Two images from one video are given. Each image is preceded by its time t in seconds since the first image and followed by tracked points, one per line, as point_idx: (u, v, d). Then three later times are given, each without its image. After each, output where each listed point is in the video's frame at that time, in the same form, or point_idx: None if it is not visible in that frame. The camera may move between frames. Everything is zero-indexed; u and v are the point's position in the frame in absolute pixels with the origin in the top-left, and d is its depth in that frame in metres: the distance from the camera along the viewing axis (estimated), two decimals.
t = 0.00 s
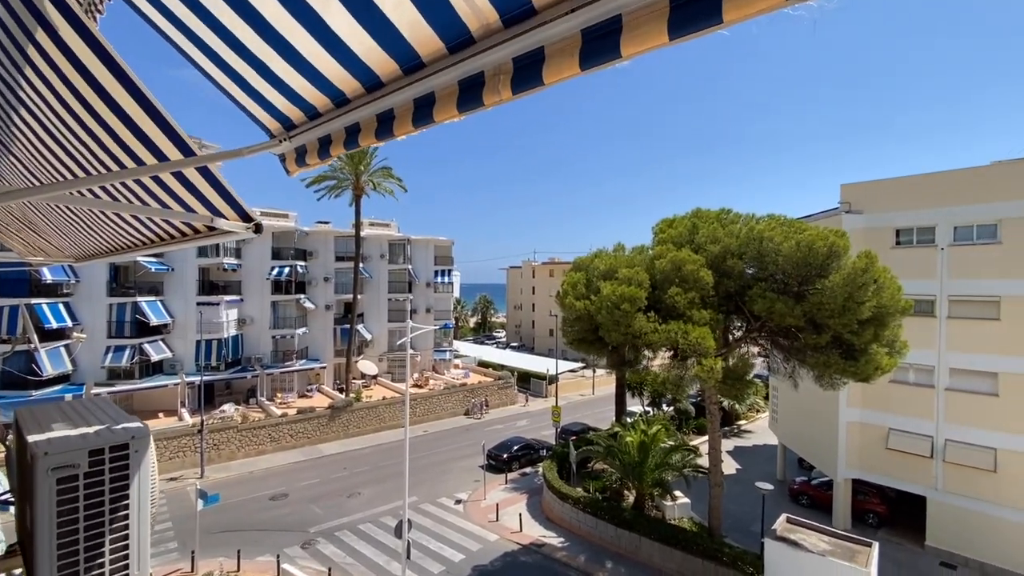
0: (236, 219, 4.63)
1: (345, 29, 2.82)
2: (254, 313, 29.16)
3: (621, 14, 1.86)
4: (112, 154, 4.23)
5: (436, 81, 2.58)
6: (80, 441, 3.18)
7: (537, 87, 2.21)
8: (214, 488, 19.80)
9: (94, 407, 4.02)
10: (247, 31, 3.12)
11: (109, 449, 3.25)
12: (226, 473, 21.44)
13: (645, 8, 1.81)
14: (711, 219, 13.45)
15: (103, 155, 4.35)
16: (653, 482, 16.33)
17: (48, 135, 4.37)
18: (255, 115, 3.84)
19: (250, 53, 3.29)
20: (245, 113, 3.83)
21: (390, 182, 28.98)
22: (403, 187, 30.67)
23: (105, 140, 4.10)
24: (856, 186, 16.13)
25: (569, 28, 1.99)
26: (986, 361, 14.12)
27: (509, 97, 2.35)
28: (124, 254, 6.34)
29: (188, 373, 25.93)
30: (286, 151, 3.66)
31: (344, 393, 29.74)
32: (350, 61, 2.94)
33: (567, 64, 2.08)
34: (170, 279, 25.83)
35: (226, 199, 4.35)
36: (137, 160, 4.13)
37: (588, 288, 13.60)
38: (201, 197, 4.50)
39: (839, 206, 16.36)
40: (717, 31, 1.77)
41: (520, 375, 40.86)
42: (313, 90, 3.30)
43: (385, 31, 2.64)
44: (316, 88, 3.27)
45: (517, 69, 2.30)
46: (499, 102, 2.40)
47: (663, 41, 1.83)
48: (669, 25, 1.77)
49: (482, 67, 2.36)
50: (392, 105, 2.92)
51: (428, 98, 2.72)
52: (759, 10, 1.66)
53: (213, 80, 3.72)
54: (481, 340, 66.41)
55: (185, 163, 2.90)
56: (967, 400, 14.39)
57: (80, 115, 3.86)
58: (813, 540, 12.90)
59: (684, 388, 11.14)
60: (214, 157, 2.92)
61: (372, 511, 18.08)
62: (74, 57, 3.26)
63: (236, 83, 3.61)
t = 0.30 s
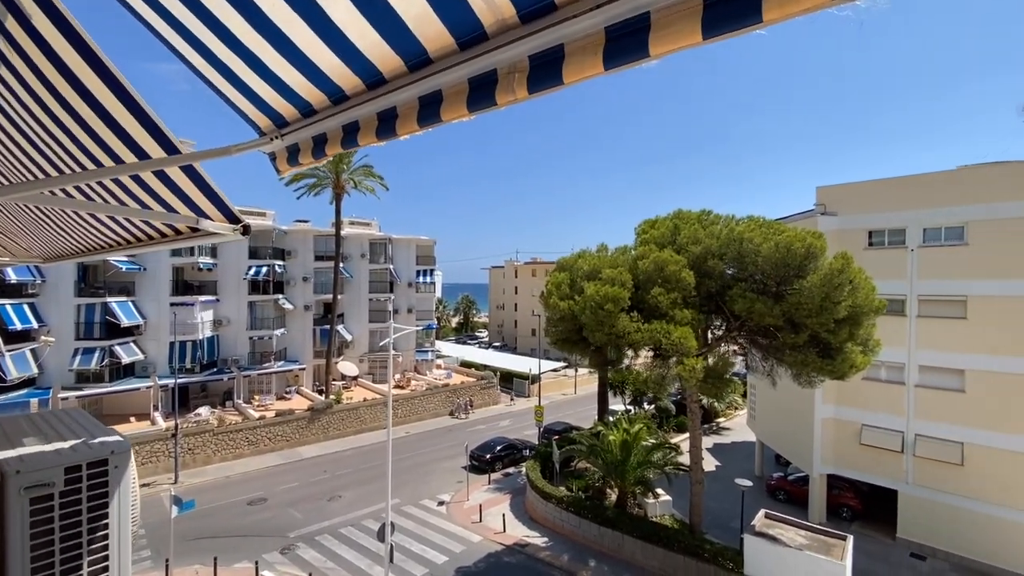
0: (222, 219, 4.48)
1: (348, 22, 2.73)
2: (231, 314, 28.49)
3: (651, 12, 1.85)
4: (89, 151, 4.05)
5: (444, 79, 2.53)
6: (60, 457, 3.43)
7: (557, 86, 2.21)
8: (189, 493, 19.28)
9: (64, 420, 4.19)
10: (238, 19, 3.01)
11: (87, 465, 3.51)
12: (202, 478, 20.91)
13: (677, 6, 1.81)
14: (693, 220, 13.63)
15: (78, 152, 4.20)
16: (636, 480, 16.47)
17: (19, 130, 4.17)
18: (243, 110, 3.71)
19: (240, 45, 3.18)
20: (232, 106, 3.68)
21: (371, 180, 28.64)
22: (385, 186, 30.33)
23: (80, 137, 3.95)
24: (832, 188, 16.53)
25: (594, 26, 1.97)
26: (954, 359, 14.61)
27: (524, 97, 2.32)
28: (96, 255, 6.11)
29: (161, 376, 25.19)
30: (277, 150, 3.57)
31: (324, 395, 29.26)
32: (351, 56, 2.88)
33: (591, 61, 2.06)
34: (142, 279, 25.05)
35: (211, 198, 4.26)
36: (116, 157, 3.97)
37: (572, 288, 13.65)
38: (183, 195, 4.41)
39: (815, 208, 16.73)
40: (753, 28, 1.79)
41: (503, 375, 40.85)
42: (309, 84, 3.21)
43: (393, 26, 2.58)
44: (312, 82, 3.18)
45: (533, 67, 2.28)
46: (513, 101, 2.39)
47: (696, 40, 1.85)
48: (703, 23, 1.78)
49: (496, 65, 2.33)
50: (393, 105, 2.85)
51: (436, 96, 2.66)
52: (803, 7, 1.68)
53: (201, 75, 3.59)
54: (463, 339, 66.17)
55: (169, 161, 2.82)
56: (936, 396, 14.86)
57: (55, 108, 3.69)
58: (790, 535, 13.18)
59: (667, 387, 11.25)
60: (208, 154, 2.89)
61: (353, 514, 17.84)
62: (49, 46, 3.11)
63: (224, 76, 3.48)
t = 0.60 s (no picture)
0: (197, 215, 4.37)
1: (343, 9, 2.78)
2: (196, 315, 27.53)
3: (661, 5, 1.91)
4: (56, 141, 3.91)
5: (441, 70, 2.55)
6: (20, 469, 3.58)
7: (564, 78, 2.23)
8: (152, 502, 18.54)
9: (23, 428, 4.29)
10: (225, 8, 3.02)
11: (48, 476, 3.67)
12: (165, 486, 20.14)
13: None
14: (666, 222, 13.87)
15: (45, 130, 4.10)
16: (610, 477, 16.66)
17: None
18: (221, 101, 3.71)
19: (224, 32, 3.21)
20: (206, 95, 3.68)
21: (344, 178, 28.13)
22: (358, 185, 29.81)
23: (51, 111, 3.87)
24: (797, 192, 17.07)
25: (604, 17, 2.00)
26: (911, 355, 15.30)
27: (527, 89, 2.34)
28: (51, 253, 5.82)
29: (121, 380, 24.13)
30: (257, 143, 3.64)
31: (294, 397, 28.58)
32: (342, 44, 2.90)
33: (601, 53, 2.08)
34: (101, 278, 23.95)
35: (183, 192, 4.23)
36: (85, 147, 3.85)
37: (549, 288, 13.71)
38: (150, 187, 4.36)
39: (781, 210, 17.24)
40: (771, 21, 1.83)
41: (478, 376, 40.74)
42: (293, 71, 3.23)
43: (389, 12, 2.58)
44: (298, 70, 3.20)
45: (537, 58, 2.30)
46: (514, 93, 2.40)
47: (711, 31, 1.91)
48: (719, 15, 1.83)
49: (498, 56, 2.35)
50: (385, 95, 2.88)
51: (432, 86, 2.67)
52: (818, 3, 1.74)
53: (179, 64, 3.55)
54: (438, 340, 65.68)
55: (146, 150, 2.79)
56: (894, 391, 15.56)
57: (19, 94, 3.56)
58: (759, 528, 13.57)
59: (641, 385, 11.41)
60: (179, 145, 3.08)
61: (325, 519, 17.50)
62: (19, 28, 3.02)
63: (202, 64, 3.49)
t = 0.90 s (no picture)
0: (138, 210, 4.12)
1: None
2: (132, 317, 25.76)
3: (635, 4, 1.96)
4: None
5: (407, 61, 2.55)
6: None
7: (535, 73, 2.28)
8: (81, 519, 17.17)
9: None
10: None
11: None
12: (97, 501, 18.72)
13: None
14: (621, 223, 14.23)
15: None
16: (567, 474, 16.89)
17: None
18: (164, 87, 3.53)
19: (170, 15, 3.05)
20: (148, 81, 3.50)
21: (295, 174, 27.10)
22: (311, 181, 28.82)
23: None
24: (742, 196, 17.96)
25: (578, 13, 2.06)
26: (844, 350, 16.40)
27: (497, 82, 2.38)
28: None
29: (45, 389, 22.21)
30: (205, 133, 3.48)
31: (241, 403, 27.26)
32: (300, 32, 2.84)
33: (574, 48, 2.14)
34: (21, 277, 21.97)
35: (121, 185, 3.98)
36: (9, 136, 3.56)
37: (507, 288, 13.77)
38: (82, 178, 4.11)
39: (728, 214, 18.11)
40: (741, 24, 1.92)
41: (435, 376, 40.33)
42: (249, 59, 3.12)
43: None
44: (254, 57, 3.10)
45: (508, 51, 2.33)
46: (485, 86, 2.45)
47: (684, 31, 1.98)
48: (693, 16, 1.91)
49: (467, 48, 2.36)
50: (348, 86, 2.83)
51: (399, 77, 2.66)
52: (792, 6, 1.81)
53: (118, 48, 3.35)
54: (394, 341, 64.47)
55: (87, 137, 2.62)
56: (829, 384, 16.62)
57: None
58: (708, 517, 14.18)
59: (597, 382, 11.69)
60: (118, 132, 2.91)
61: (276, 528, 16.81)
62: None
63: (145, 47, 3.33)
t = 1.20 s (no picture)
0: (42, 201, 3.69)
1: None
2: (35, 320, 23.24)
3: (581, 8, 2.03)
4: None
5: (350, 52, 2.48)
6: None
7: (482, 72, 2.31)
8: None
9: None
10: None
11: None
12: None
13: (610, 4, 2.01)
14: (565, 224, 14.56)
15: None
16: (513, 472, 17.02)
17: None
18: (75, 67, 3.24)
19: None
20: (55, 61, 3.20)
21: (226, 167, 25.50)
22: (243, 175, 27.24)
23: None
24: (678, 201, 18.90)
25: (525, 14, 2.10)
26: (768, 345, 17.68)
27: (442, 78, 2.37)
28: None
29: None
30: (122, 119, 3.22)
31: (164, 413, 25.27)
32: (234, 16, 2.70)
33: (519, 49, 2.19)
34: None
35: (22, 174, 3.58)
36: None
37: (453, 287, 13.71)
38: None
39: (664, 217, 19.01)
40: (678, 35, 2.03)
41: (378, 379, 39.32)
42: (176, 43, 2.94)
43: None
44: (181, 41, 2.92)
45: (454, 48, 2.34)
46: (431, 81, 2.44)
47: (626, 38, 2.07)
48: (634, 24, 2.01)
49: (412, 43, 2.34)
50: (284, 75, 2.72)
51: (340, 68, 2.59)
52: (725, 21, 1.93)
53: (22, 23, 3.05)
54: (334, 343, 62.18)
55: None
56: (755, 377, 17.84)
57: None
58: (647, 507, 14.82)
59: (542, 380, 11.86)
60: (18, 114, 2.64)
61: (205, 544, 15.75)
62: None
63: (54, 24, 3.07)
